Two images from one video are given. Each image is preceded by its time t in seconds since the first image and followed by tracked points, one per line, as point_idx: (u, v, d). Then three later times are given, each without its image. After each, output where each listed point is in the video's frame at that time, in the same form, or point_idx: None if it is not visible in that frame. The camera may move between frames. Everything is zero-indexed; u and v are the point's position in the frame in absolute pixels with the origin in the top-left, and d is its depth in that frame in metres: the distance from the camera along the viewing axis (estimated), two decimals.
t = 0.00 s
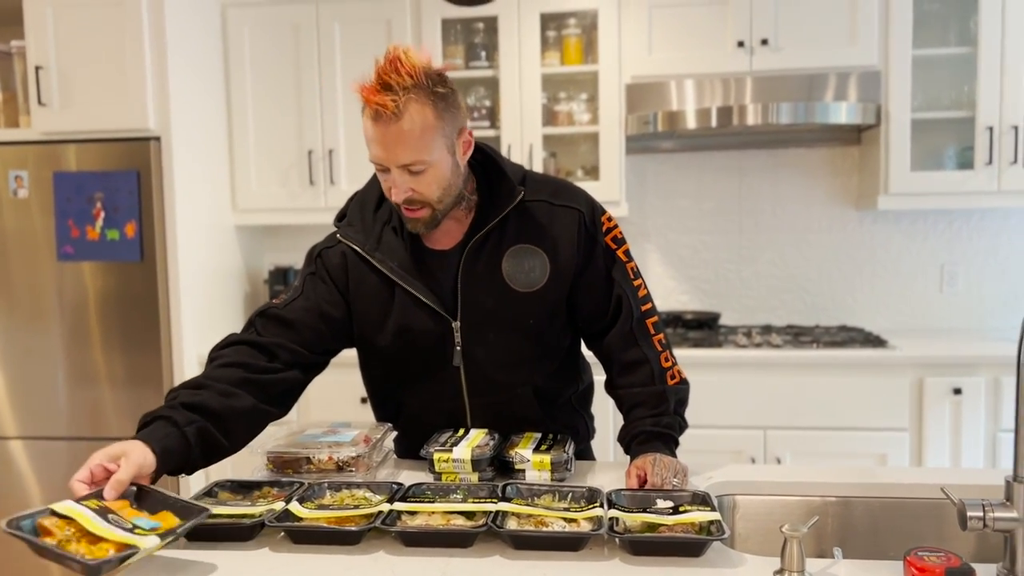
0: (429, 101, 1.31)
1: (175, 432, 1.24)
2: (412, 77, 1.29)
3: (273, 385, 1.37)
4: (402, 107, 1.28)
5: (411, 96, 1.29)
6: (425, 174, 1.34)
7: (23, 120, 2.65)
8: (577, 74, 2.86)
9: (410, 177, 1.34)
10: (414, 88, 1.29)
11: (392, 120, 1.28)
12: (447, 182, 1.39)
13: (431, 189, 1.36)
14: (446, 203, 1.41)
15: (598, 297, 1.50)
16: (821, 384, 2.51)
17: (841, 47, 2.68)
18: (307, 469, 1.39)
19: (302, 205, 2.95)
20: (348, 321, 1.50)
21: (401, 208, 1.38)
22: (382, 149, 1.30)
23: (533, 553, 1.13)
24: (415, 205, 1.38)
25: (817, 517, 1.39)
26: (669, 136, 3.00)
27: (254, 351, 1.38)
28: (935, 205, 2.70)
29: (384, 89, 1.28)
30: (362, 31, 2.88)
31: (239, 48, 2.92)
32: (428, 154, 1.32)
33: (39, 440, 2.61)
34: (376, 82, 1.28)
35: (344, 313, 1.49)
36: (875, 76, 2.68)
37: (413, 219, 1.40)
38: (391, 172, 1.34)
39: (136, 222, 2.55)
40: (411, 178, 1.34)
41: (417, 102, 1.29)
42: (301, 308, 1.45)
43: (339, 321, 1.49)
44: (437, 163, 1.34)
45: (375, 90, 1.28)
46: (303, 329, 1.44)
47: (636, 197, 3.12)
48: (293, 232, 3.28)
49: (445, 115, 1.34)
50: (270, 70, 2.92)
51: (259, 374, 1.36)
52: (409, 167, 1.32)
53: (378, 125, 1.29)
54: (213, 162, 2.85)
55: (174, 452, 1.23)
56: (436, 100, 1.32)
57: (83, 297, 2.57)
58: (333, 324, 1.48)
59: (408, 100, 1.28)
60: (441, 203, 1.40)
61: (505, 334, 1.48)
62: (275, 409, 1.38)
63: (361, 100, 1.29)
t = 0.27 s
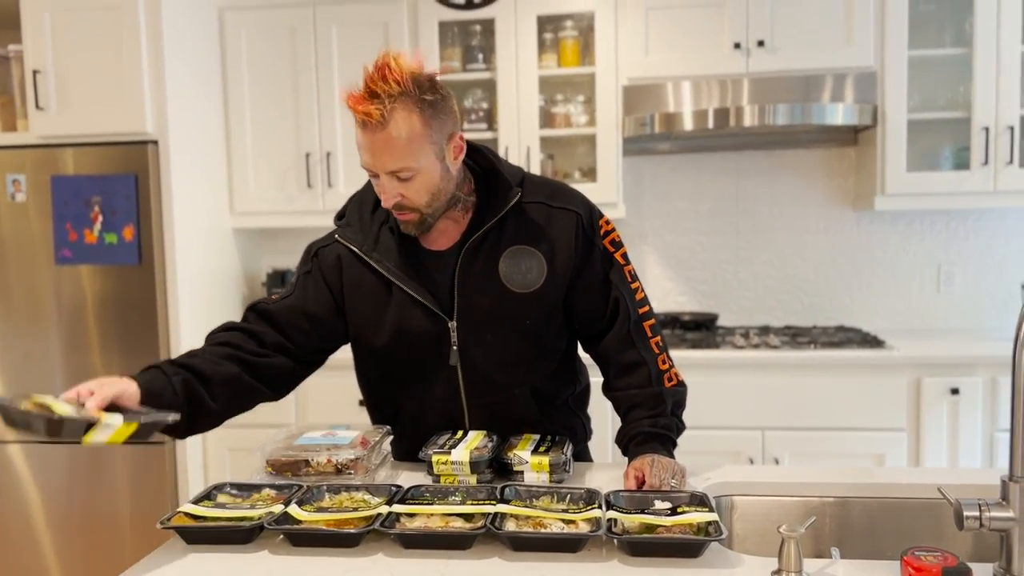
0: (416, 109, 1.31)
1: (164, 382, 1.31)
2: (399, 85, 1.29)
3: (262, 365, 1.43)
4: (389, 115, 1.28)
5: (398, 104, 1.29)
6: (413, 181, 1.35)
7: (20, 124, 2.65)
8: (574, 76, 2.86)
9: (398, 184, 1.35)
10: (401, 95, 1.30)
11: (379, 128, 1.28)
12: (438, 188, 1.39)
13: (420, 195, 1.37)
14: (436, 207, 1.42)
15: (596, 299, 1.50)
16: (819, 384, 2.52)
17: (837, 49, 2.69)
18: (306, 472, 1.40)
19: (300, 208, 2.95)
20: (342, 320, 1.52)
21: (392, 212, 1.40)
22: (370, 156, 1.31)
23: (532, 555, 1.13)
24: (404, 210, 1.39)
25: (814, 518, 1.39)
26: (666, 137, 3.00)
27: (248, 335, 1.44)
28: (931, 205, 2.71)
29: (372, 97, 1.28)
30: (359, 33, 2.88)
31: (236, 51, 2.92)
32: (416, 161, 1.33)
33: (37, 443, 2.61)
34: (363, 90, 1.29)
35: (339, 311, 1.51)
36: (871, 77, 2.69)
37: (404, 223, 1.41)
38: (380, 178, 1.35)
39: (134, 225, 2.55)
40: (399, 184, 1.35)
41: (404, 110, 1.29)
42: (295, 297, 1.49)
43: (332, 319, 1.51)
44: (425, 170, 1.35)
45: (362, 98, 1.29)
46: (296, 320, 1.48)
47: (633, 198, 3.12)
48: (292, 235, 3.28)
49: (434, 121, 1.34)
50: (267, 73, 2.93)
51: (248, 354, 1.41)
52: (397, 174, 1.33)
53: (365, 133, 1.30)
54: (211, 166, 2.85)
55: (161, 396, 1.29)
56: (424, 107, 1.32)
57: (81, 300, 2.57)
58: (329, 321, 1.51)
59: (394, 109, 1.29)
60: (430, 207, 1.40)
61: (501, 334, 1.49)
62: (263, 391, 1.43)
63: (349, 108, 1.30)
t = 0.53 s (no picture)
0: (459, 94, 1.32)
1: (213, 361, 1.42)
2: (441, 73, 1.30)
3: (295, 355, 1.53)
4: (446, 102, 1.29)
5: (447, 90, 1.30)
6: (464, 166, 1.36)
7: (19, 127, 2.65)
8: (572, 77, 2.87)
9: (452, 171, 1.35)
10: (446, 83, 1.31)
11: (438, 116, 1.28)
12: (474, 172, 1.41)
13: (468, 179, 1.39)
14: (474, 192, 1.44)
15: (595, 301, 1.49)
16: (818, 384, 2.52)
17: (835, 49, 2.70)
18: (306, 473, 1.40)
19: (299, 210, 2.96)
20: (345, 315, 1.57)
21: (433, 204, 1.39)
22: (429, 147, 1.30)
23: (533, 555, 1.13)
24: (453, 199, 1.39)
25: (815, 517, 1.40)
26: (664, 138, 3.00)
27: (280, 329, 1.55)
28: (930, 205, 2.71)
29: (423, 88, 1.27)
30: (357, 35, 2.88)
31: (234, 53, 2.92)
32: (467, 145, 1.34)
33: (37, 447, 2.61)
34: (410, 83, 1.28)
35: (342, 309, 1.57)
36: (869, 77, 2.69)
37: (450, 212, 1.41)
38: (433, 170, 1.34)
39: (134, 228, 2.55)
40: (453, 171, 1.35)
41: (453, 95, 1.31)
42: (313, 292, 1.57)
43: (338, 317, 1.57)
44: (472, 153, 1.37)
45: (412, 91, 1.27)
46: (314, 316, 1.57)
47: (632, 199, 3.13)
48: (291, 238, 3.28)
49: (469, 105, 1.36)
50: (266, 76, 2.93)
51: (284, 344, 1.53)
52: (453, 160, 1.34)
53: (422, 124, 1.29)
54: (210, 169, 2.86)
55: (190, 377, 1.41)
56: (462, 93, 1.34)
57: (81, 303, 2.57)
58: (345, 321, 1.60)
59: (446, 95, 1.29)
60: (472, 192, 1.42)
61: (495, 330, 1.49)
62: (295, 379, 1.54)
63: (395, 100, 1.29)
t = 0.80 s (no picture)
0: (483, 85, 1.35)
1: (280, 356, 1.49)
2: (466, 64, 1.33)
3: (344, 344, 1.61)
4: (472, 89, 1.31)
5: (473, 79, 1.32)
6: (489, 155, 1.37)
7: (18, 131, 2.65)
8: (571, 79, 2.87)
9: (478, 160, 1.35)
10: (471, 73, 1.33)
11: (465, 102, 1.30)
12: (496, 166, 1.42)
13: (493, 171, 1.39)
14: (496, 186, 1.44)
15: (603, 304, 1.49)
16: (818, 384, 2.52)
17: (833, 50, 2.70)
18: (307, 477, 1.40)
19: (298, 213, 2.96)
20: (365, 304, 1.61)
21: (458, 195, 1.39)
22: (457, 133, 1.31)
23: (534, 557, 1.13)
24: (478, 189, 1.38)
25: (815, 517, 1.40)
26: (663, 139, 3.00)
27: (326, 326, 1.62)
28: (929, 205, 2.72)
29: (450, 76, 1.29)
30: (356, 38, 2.88)
31: (233, 56, 2.92)
32: (492, 134, 1.35)
33: (38, 450, 2.61)
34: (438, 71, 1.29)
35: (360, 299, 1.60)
36: (867, 78, 2.70)
37: (475, 203, 1.41)
38: (460, 158, 1.34)
39: (134, 231, 2.55)
40: (479, 160, 1.36)
41: (478, 84, 1.33)
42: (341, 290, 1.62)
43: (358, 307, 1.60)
44: (496, 143, 1.38)
45: (441, 78, 1.29)
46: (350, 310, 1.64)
47: (631, 199, 3.13)
48: (291, 240, 3.28)
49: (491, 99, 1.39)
50: (264, 78, 2.93)
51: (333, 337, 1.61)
52: (479, 148, 1.34)
53: (451, 110, 1.30)
54: (210, 172, 2.86)
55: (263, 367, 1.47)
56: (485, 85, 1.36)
57: (81, 306, 2.57)
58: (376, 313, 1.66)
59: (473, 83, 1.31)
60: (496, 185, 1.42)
61: (497, 323, 1.49)
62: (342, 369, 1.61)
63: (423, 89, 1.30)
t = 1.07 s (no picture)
0: (516, 80, 1.36)
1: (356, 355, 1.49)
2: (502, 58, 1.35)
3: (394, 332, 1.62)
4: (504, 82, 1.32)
5: (505, 72, 1.34)
6: (516, 149, 1.38)
7: (16, 133, 2.65)
8: (569, 78, 2.87)
9: (504, 152, 1.36)
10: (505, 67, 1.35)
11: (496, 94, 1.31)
12: (523, 161, 1.42)
13: (519, 165, 1.40)
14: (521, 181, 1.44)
15: (617, 307, 1.47)
16: (816, 383, 2.52)
17: (831, 48, 2.70)
18: (304, 478, 1.39)
19: (295, 214, 2.95)
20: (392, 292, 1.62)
21: (483, 186, 1.39)
22: (485, 123, 1.32)
23: (531, 558, 1.13)
24: (502, 181, 1.39)
25: (814, 517, 1.40)
26: (661, 138, 3.00)
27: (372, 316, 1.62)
28: (927, 202, 2.71)
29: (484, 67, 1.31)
30: (353, 38, 2.88)
31: (230, 57, 2.92)
32: (520, 127, 1.36)
33: (37, 452, 2.61)
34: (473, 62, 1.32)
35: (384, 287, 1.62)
36: (865, 76, 2.69)
37: (498, 196, 1.41)
38: (487, 149, 1.35)
39: (131, 233, 2.55)
40: (505, 152, 1.36)
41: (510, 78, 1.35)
42: (369, 283, 1.65)
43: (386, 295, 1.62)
44: (523, 138, 1.39)
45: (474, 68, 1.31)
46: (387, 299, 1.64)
47: (630, 199, 3.12)
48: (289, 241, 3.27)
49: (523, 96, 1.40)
50: (261, 79, 2.93)
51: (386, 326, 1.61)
52: (506, 140, 1.35)
53: (481, 99, 1.31)
54: (207, 173, 2.85)
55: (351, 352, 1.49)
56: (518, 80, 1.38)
57: (79, 308, 2.56)
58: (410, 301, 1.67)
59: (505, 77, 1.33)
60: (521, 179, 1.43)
61: (505, 316, 1.49)
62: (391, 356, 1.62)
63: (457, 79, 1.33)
